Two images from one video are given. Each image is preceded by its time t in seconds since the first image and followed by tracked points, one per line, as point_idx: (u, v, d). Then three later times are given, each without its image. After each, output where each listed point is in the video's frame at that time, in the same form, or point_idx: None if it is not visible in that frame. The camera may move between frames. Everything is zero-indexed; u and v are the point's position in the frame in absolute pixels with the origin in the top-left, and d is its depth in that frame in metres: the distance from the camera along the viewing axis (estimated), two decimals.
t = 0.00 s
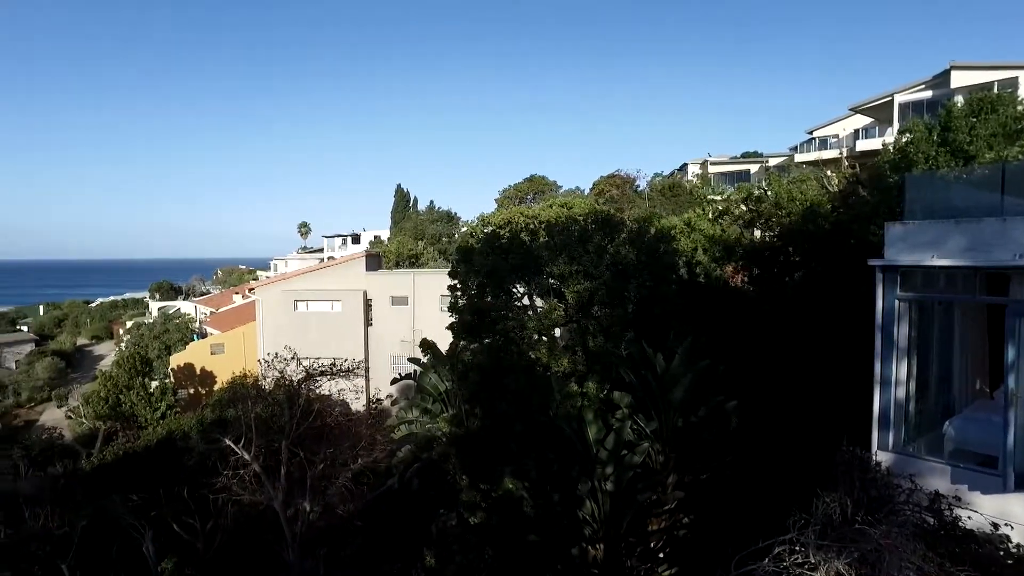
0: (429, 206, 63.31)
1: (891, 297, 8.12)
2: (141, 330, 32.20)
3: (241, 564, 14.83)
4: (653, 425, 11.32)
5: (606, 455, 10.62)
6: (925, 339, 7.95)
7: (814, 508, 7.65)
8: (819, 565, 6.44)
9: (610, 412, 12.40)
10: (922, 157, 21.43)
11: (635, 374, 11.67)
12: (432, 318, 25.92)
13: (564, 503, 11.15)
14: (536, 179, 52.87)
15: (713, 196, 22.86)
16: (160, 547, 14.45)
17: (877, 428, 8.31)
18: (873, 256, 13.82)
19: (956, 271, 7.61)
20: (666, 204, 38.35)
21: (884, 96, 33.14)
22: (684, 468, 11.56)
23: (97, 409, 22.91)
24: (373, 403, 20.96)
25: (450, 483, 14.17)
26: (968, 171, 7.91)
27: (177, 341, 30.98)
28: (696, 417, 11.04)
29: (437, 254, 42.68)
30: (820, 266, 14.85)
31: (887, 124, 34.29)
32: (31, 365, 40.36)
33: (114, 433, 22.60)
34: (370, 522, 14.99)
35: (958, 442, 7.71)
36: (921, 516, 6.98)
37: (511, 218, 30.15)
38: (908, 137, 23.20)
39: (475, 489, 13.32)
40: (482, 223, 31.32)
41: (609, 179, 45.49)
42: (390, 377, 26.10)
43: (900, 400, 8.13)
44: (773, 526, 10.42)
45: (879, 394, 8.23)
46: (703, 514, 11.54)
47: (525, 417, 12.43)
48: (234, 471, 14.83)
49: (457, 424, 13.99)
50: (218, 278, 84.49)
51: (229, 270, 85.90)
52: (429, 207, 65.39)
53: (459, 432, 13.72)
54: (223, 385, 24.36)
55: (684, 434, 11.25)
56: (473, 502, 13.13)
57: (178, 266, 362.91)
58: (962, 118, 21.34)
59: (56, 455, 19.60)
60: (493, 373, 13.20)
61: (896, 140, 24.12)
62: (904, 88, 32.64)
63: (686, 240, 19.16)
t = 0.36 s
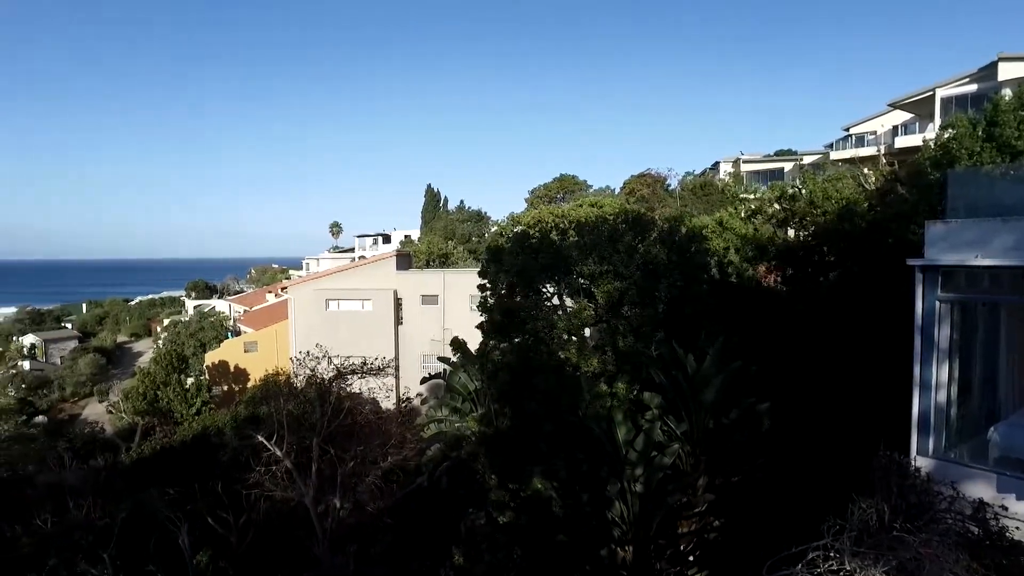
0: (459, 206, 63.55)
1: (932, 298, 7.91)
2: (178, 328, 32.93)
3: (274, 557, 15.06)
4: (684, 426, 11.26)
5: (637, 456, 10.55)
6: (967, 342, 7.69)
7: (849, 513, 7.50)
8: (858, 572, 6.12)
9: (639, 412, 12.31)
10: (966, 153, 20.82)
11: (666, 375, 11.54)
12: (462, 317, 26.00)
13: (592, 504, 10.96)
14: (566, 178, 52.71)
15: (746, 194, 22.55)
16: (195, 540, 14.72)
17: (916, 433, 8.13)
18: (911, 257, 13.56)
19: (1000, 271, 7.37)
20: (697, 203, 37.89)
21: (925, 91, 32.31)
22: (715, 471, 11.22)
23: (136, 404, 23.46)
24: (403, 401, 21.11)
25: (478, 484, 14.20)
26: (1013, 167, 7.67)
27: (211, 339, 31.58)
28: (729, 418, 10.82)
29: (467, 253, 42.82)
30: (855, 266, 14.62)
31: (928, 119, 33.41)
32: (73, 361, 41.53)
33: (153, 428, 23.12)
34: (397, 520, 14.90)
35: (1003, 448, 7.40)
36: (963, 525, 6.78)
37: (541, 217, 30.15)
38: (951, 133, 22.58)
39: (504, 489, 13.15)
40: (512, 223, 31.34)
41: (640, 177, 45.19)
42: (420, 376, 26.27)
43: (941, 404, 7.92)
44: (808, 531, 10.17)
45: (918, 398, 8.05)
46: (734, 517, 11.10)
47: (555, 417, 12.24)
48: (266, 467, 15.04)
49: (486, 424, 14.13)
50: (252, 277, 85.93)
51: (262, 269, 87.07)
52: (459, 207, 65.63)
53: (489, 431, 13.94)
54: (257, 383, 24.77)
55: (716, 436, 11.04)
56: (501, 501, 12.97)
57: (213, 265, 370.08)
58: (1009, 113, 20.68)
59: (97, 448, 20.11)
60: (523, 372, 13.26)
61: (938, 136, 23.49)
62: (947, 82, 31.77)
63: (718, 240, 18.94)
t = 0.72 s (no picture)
0: (488, 206, 63.62)
1: (974, 300, 7.72)
2: (212, 326, 33.54)
3: (307, 554, 15.23)
4: (714, 428, 11.06)
5: (666, 458, 10.42)
6: (1012, 344, 7.42)
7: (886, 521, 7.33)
8: None
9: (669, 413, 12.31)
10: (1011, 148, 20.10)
11: (696, 376, 11.32)
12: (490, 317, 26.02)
13: (621, 506, 10.86)
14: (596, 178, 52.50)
15: (778, 193, 22.23)
16: (228, 534, 14.96)
17: (958, 440, 7.91)
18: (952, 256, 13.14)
19: None
20: (728, 202, 37.39)
21: (968, 85, 31.43)
22: (744, 473, 11.06)
23: (172, 400, 23.91)
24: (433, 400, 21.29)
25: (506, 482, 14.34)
26: None
27: (244, 338, 32.12)
28: (759, 422, 10.72)
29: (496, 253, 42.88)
30: (891, 266, 14.35)
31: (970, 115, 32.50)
32: (113, 358, 42.57)
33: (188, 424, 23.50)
34: (428, 518, 14.94)
35: None
36: (1009, 537, 6.54)
37: (570, 217, 30.10)
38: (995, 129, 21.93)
39: (532, 489, 13.26)
40: (541, 222, 31.31)
41: (670, 177, 44.77)
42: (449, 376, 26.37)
43: (984, 409, 7.71)
44: (845, 540, 9.80)
45: (959, 403, 7.84)
46: (764, 521, 10.94)
47: (583, 417, 12.30)
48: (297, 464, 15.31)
49: (515, 423, 14.10)
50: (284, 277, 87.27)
51: (294, 269, 88.14)
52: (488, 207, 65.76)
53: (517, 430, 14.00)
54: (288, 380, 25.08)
55: (746, 438, 10.89)
56: (530, 502, 13.06)
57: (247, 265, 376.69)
58: None
59: (135, 442, 20.50)
60: (551, 372, 13.26)
61: (981, 132, 22.84)
62: (990, 76, 30.86)
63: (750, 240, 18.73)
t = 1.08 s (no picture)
0: (524, 206, 63.58)
1: None
2: (254, 324, 34.29)
3: (343, 548, 15.46)
4: (754, 430, 10.80)
5: (705, 461, 10.09)
6: None
7: (936, 531, 7.10)
8: None
9: (708, 416, 12.03)
10: None
11: (735, 378, 11.12)
12: (527, 316, 26.03)
13: (658, 508, 10.71)
14: (634, 177, 52.08)
15: (821, 192, 21.81)
16: (269, 528, 15.22)
17: (1014, 449, 7.61)
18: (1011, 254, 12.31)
19: None
20: (769, 201, 36.68)
21: None
22: (785, 478, 10.80)
23: (215, 396, 24.45)
24: (469, 399, 21.35)
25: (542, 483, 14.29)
26: None
27: (285, 336, 32.75)
28: (801, 425, 10.27)
29: (532, 253, 42.86)
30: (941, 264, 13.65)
31: None
32: (159, 354, 43.82)
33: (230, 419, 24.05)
34: (463, 517, 15.20)
35: None
36: None
37: (607, 217, 29.93)
38: None
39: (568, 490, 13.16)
40: (578, 222, 31.18)
41: (709, 176, 44.14)
42: (486, 375, 26.45)
43: None
44: (891, 550, 9.71)
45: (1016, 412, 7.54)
46: (805, 527, 10.97)
47: (621, 418, 12.09)
48: (336, 461, 15.64)
49: (551, 422, 14.16)
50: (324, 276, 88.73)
51: (332, 268, 89.40)
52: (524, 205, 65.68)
53: (553, 431, 13.84)
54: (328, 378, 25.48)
55: (787, 443, 10.52)
56: (565, 502, 12.98)
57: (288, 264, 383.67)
58: None
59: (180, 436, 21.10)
60: (589, 372, 13.14)
61: None
62: None
63: (791, 241, 18.48)
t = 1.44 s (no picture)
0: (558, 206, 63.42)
1: None
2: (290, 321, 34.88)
3: (375, 543, 15.59)
4: (790, 434, 10.67)
5: (739, 464, 10.01)
6: None
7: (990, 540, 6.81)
8: None
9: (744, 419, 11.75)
10: None
11: (770, 380, 10.93)
12: (560, 317, 25.97)
13: (691, 511, 10.49)
14: (669, 176, 51.52)
15: (862, 190, 21.30)
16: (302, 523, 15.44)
17: None
18: None
19: None
20: (808, 200, 35.90)
21: None
22: (823, 484, 10.46)
23: (252, 392, 24.94)
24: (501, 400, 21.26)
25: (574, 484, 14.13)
26: None
27: (320, 334, 33.25)
28: (839, 429, 9.94)
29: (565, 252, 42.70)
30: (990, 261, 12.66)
31: None
32: (199, 351, 44.86)
33: (266, 415, 24.52)
34: (494, 515, 15.20)
35: None
36: None
37: (642, 217, 29.62)
38: None
39: (600, 491, 12.98)
40: (612, 221, 30.93)
41: (747, 175, 43.44)
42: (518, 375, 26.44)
43: None
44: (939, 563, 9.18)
45: None
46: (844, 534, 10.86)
47: (655, 419, 11.84)
48: (369, 458, 15.69)
49: (584, 423, 14.22)
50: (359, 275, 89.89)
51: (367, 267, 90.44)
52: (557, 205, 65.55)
53: (586, 433, 13.60)
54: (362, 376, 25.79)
55: (826, 448, 10.23)
56: (597, 504, 12.76)
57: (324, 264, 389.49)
58: None
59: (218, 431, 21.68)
60: (623, 372, 13.02)
61: None
62: None
63: (830, 241, 18.10)
